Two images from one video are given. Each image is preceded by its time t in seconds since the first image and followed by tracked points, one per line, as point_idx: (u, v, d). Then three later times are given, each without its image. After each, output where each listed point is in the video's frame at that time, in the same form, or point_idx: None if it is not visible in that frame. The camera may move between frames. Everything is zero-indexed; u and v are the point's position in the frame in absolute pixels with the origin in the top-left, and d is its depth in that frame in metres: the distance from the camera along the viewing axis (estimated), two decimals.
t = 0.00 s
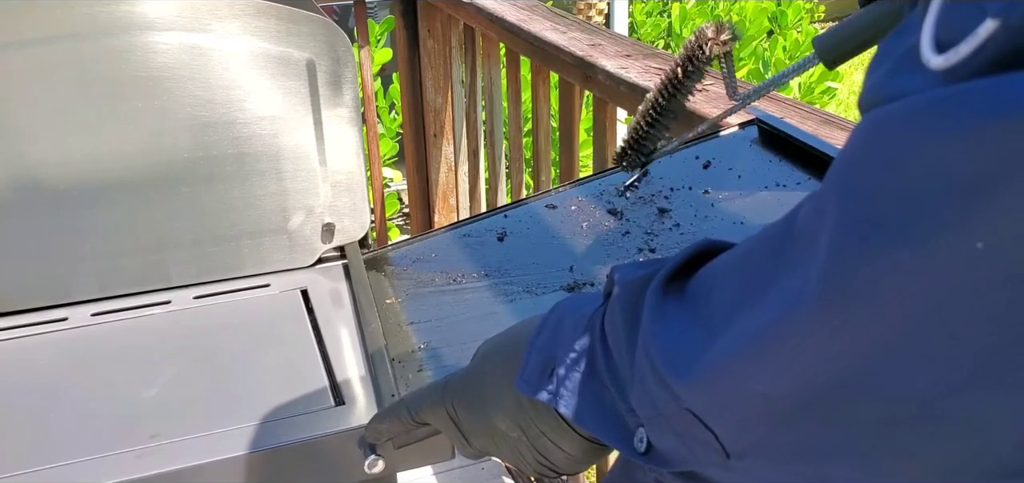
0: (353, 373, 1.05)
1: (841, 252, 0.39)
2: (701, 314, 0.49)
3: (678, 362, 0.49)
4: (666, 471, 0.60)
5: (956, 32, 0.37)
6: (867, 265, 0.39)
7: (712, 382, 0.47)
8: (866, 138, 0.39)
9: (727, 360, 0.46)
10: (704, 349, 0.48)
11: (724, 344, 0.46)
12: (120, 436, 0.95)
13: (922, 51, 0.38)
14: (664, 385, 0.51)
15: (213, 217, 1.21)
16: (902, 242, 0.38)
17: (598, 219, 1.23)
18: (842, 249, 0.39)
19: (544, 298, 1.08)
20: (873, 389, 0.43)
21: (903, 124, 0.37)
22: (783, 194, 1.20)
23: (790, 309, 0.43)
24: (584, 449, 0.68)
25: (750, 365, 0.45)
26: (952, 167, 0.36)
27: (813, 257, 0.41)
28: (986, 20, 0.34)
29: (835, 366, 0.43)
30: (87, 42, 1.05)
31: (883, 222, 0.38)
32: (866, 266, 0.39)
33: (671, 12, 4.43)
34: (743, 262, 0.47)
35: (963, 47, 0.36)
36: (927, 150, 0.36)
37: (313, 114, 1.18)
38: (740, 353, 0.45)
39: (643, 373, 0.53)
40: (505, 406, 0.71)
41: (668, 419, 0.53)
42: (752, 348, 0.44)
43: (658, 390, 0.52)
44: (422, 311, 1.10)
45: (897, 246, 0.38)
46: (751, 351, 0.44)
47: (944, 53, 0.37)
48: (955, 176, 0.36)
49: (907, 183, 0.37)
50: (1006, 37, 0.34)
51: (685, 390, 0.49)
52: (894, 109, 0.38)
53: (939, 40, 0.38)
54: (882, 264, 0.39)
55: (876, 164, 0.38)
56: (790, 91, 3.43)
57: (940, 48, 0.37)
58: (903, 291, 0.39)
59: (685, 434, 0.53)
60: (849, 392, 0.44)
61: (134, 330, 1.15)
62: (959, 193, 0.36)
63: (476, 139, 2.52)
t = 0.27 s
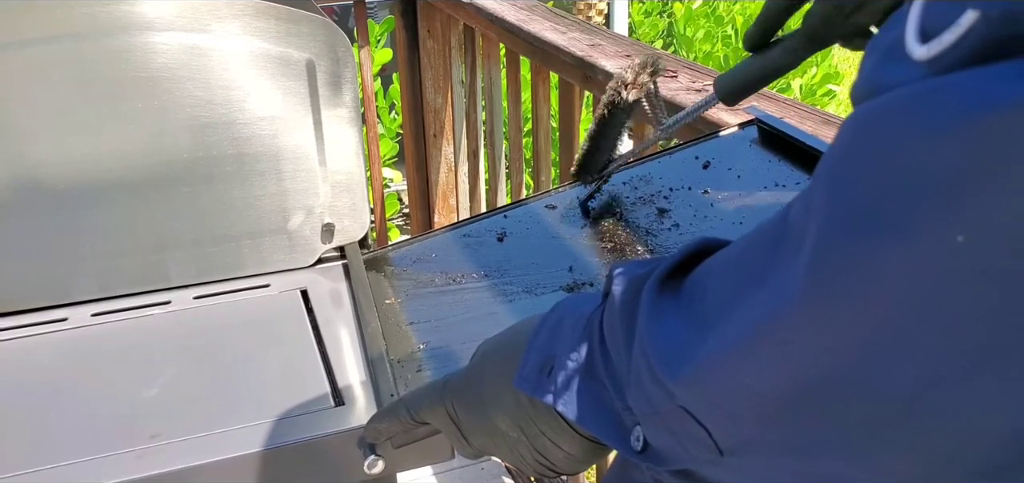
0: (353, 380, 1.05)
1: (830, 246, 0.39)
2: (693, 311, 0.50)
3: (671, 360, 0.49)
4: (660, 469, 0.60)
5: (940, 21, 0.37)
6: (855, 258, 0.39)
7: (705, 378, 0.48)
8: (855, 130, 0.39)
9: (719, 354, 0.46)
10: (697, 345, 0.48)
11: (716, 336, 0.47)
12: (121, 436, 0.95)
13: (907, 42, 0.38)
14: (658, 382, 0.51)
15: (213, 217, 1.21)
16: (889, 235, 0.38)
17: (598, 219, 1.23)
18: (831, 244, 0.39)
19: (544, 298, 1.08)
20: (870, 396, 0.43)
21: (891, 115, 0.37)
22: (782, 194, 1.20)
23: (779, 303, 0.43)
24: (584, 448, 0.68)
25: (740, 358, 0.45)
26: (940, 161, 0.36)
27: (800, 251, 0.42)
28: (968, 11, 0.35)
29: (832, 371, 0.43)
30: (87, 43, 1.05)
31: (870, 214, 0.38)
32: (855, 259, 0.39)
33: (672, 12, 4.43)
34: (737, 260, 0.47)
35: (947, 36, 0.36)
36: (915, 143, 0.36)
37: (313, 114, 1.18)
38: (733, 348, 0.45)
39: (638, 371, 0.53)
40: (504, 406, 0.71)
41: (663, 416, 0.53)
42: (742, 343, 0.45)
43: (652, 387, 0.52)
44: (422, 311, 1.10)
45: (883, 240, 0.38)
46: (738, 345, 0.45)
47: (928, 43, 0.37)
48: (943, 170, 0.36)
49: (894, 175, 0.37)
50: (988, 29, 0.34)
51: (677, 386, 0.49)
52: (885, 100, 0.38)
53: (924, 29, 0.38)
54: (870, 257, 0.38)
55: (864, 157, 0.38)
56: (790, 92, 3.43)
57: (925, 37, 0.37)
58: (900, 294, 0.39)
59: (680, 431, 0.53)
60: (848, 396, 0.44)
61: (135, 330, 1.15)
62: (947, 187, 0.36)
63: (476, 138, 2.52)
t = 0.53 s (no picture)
0: (353, 375, 1.05)
1: (818, 241, 0.39)
2: (688, 312, 0.49)
3: (671, 364, 0.48)
4: (655, 472, 0.59)
5: (932, 19, 0.35)
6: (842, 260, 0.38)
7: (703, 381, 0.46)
8: (848, 130, 0.38)
9: (715, 355, 0.45)
10: (692, 349, 0.47)
11: (713, 339, 0.46)
12: (120, 436, 0.95)
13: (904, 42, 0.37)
14: (653, 385, 0.50)
15: (213, 217, 1.21)
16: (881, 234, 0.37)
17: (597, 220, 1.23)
18: (821, 241, 0.39)
19: (543, 299, 1.08)
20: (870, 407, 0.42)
21: (882, 117, 0.36)
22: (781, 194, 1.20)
23: (771, 306, 0.42)
24: (582, 447, 0.68)
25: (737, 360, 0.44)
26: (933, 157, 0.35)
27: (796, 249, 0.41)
28: (958, 11, 0.33)
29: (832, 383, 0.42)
30: (87, 43, 1.05)
31: (861, 211, 0.37)
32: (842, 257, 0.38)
33: (672, 12, 4.43)
34: (731, 257, 0.47)
35: (939, 37, 0.34)
36: (906, 140, 0.35)
37: (313, 114, 1.18)
38: (726, 352, 0.45)
39: (635, 374, 0.52)
40: (501, 408, 0.71)
41: (658, 420, 0.52)
42: (739, 344, 0.44)
43: (648, 390, 0.51)
44: (422, 312, 1.10)
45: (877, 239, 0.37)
46: (733, 349, 0.44)
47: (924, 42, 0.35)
48: (938, 167, 0.35)
49: (886, 175, 0.36)
50: (978, 28, 0.33)
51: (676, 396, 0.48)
52: (877, 99, 0.37)
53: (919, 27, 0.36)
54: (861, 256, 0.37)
55: (855, 156, 0.37)
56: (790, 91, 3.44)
57: (920, 34, 0.36)
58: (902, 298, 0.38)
59: (675, 435, 0.53)
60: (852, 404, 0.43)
61: (135, 330, 1.15)
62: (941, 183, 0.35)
63: (476, 138, 2.52)
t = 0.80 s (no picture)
0: (353, 373, 1.06)
1: (809, 248, 0.38)
2: (686, 313, 0.49)
3: (671, 367, 0.48)
4: (654, 471, 0.60)
5: (917, 28, 0.35)
6: (837, 266, 0.38)
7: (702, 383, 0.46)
8: (838, 136, 0.37)
9: (716, 361, 0.45)
10: (694, 359, 0.47)
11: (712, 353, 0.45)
12: (121, 437, 0.95)
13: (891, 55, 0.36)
14: (653, 391, 0.50)
15: (213, 218, 1.21)
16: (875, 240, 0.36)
17: (597, 220, 1.23)
18: (812, 246, 0.38)
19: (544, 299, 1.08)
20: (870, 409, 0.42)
21: (866, 127, 0.36)
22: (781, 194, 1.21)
23: (767, 317, 0.42)
24: (582, 445, 0.68)
25: (738, 369, 0.44)
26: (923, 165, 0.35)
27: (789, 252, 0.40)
28: (944, 21, 0.33)
29: (832, 384, 0.41)
30: (88, 43, 1.05)
31: (854, 216, 0.37)
32: (836, 262, 0.38)
33: (671, 12, 4.44)
34: (729, 256, 0.46)
35: (925, 47, 0.34)
36: (897, 148, 0.35)
37: (313, 114, 1.18)
38: (727, 361, 0.44)
39: (634, 376, 0.52)
40: (500, 407, 0.71)
41: (657, 421, 0.52)
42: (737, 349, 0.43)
43: (650, 396, 0.51)
44: (422, 312, 1.10)
45: (873, 244, 0.37)
46: (734, 353, 0.44)
47: (910, 52, 0.35)
48: (929, 174, 0.34)
49: (876, 183, 0.36)
50: (966, 37, 0.32)
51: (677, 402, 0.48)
52: (863, 107, 0.37)
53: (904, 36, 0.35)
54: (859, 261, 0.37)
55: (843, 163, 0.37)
56: (789, 91, 3.44)
57: (906, 43, 0.35)
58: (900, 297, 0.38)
59: (675, 440, 0.52)
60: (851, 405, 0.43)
61: (135, 330, 1.15)
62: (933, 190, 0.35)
63: (476, 138, 2.52)
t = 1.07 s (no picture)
0: (353, 375, 1.06)
1: (802, 235, 0.39)
2: (685, 309, 0.48)
3: (665, 362, 0.48)
4: (647, 467, 0.60)
5: (923, 25, 0.35)
6: (830, 256, 0.38)
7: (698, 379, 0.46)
8: (837, 129, 0.37)
9: (707, 351, 0.45)
10: (688, 347, 0.47)
11: (705, 336, 0.45)
12: (120, 437, 0.95)
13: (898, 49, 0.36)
14: (648, 382, 0.50)
15: (213, 218, 1.21)
16: (871, 230, 0.36)
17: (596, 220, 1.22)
18: (808, 233, 0.38)
19: (543, 298, 1.08)
20: (870, 408, 0.41)
21: (866, 118, 0.36)
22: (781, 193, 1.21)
23: (760, 301, 0.41)
24: (581, 446, 0.68)
25: (729, 354, 0.44)
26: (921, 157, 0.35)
27: (782, 238, 0.40)
28: (952, 17, 0.33)
29: (832, 384, 0.41)
30: (88, 43, 1.05)
31: (851, 206, 0.37)
32: (830, 251, 0.38)
33: (671, 12, 4.44)
34: (727, 251, 0.46)
35: (933, 42, 0.34)
36: (901, 140, 0.35)
37: (313, 114, 1.18)
38: (722, 346, 0.44)
39: (631, 371, 0.52)
40: (500, 406, 0.71)
41: (651, 416, 0.52)
42: (727, 343, 0.43)
43: (644, 388, 0.51)
44: (422, 312, 1.10)
45: (868, 235, 0.37)
46: (727, 341, 0.44)
47: (916, 48, 0.35)
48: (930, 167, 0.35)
49: (875, 173, 0.36)
50: (975, 33, 0.32)
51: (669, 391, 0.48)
52: (864, 102, 0.37)
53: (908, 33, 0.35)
54: (853, 251, 0.37)
55: (842, 155, 0.37)
56: (789, 90, 3.44)
57: (911, 41, 0.35)
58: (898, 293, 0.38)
59: (669, 432, 0.52)
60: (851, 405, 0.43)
61: (135, 330, 1.15)
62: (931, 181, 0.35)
63: (476, 139, 2.52)
